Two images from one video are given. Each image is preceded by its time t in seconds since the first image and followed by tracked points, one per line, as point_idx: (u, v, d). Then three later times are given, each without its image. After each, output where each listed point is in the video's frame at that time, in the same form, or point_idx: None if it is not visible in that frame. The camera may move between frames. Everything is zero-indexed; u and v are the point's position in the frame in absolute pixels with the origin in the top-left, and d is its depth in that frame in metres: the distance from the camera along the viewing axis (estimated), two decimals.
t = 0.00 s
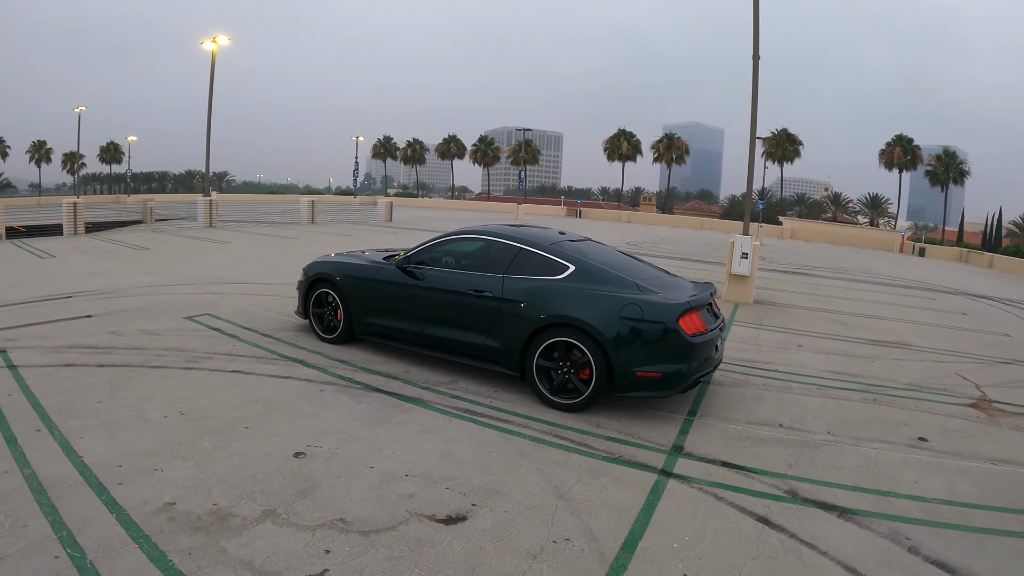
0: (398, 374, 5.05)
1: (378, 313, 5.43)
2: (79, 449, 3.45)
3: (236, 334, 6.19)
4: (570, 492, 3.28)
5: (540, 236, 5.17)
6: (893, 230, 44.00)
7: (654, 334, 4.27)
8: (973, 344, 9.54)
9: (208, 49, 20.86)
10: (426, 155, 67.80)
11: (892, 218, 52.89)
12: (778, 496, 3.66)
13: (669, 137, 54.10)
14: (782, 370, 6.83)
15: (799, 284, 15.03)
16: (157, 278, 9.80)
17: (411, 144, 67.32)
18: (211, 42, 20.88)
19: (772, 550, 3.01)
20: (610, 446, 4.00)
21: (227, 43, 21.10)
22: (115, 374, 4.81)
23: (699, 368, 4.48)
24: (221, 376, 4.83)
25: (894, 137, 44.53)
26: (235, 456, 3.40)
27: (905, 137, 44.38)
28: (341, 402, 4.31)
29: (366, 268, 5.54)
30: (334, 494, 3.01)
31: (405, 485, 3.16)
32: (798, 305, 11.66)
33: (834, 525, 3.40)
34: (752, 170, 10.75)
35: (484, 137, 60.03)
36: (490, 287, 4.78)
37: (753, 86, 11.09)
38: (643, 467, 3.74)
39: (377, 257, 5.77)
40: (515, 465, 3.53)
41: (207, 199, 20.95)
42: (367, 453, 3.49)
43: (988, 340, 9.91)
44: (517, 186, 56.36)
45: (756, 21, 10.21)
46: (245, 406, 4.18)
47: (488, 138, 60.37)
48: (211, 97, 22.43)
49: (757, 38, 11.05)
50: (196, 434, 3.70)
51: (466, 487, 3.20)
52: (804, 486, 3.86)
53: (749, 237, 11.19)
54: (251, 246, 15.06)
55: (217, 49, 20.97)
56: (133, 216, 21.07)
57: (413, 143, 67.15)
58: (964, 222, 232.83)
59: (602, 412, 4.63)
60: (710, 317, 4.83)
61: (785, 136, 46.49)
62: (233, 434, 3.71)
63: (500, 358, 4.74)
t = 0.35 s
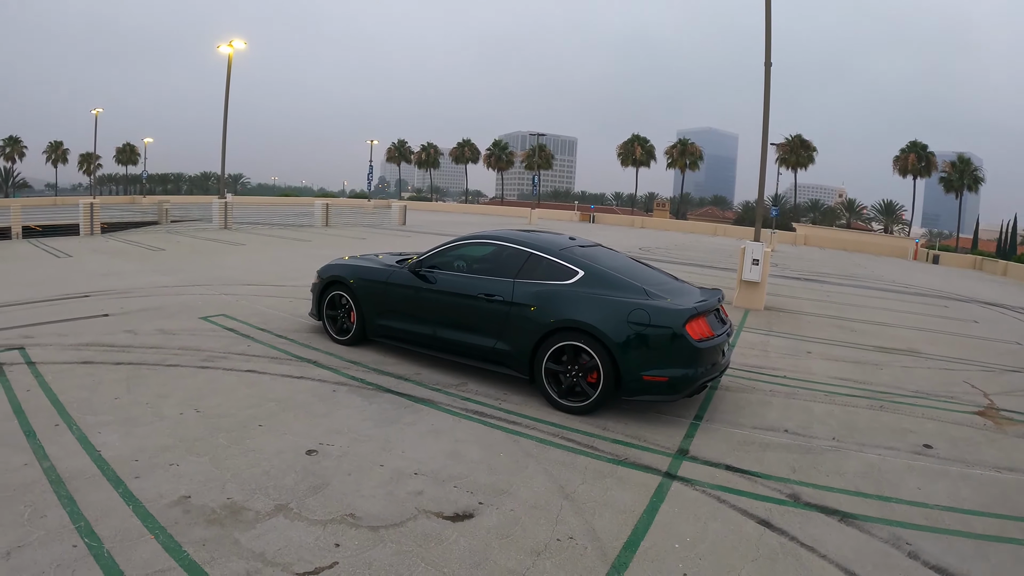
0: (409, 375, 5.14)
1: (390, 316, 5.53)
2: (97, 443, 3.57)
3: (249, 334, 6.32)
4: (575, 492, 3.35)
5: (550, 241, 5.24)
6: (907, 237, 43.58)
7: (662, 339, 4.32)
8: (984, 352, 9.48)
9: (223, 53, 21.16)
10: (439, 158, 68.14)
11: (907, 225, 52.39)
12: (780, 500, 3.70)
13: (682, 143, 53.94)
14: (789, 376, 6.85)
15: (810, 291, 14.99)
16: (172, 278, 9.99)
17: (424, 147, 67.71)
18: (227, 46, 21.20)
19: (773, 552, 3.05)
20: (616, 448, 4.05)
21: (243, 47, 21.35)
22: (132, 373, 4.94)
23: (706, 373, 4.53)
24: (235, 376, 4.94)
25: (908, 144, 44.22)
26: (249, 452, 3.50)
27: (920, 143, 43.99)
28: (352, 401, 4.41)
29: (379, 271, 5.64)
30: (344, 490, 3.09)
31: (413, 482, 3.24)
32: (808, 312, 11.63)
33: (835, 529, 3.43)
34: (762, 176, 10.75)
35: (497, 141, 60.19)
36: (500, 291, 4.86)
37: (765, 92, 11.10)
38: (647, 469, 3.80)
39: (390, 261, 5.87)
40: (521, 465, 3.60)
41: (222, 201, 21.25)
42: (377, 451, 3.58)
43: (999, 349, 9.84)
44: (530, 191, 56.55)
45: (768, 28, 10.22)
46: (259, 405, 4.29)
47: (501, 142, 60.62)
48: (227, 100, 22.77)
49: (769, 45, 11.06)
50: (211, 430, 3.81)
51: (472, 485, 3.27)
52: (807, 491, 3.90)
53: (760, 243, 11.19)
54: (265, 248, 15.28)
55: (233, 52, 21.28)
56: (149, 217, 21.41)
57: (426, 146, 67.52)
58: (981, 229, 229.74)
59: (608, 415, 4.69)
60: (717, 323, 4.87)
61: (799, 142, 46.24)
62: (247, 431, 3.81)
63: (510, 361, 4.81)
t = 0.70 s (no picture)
0: (408, 375, 5.20)
1: (391, 317, 5.60)
2: (99, 437, 3.65)
3: (252, 333, 6.40)
4: (566, 493, 3.39)
5: (549, 245, 5.29)
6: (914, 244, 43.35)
7: (658, 343, 4.35)
8: (988, 360, 9.45)
9: (233, 54, 21.39)
10: (447, 161, 68.39)
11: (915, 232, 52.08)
12: (772, 505, 3.72)
13: (689, 148, 53.89)
14: (789, 382, 6.86)
15: (815, 297, 14.96)
16: (179, 277, 10.12)
17: (431, 150, 67.99)
18: (236, 48, 21.41)
19: (761, 556, 3.08)
20: (610, 451, 4.09)
21: (251, 49, 21.57)
22: (135, 369, 5.03)
23: (702, 377, 4.56)
24: (236, 373, 5.02)
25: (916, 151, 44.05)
26: (247, 448, 3.56)
27: (928, 150, 43.84)
28: (350, 400, 4.47)
29: (381, 272, 5.71)
30: (339, 487, 3.15)
31: (407, 480, 3.29)
32: (811, 318, 11.61)
33: (826, 534, 3.46)
34: (766, 181, 10.77)
35: (505, 144, 60.30)
36: (499, 294, 4.91)
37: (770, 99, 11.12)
38: (640, 472, 3.83)
39: (391, 262, 5.94)
40: (514, 465, 3.65)
41: (229, 201, 21.45)
42: (373, 449, 3.64)
43: (1003, 357, 9.79)
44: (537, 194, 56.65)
45: (773, 34, 10.24)
46: (259, 402, 4.36)
47: (509, 145, 60.79)
48: (236, 102, 23.01)
49: (774, 51, 11.08)
50: (211, 426, 3.88)
51: (465, 484, 3.32)
52: (800, 497, 3.91)
53: (764, 249, 11.19)
54: (271, 248, 15.43)
55: (242, 54, 21.48)
56: (157, 217, 21.64)
57: (434, 149, 67.79)
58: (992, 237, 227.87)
59: (604, 418, 4.72)
60: (714, 328, 4.91)
61: (806, 148, 46.11)
62: (246, 428, 3.87)
63: (507, 363, 4.86)
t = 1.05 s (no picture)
0: (393, 372, 5.28)
1: (377, 314, 5.68)
2: (86, 428, 3.73)
3: (242, 331, 6.49)
4: (539, 485, 3.47)
5: (531, 242, 5.37)
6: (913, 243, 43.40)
7: (634, 338, 4.42)
8: (978, 357, 9.49)
9: (229, 55, 21.49)
10: (446, 162, 68.45)
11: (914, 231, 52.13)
12: (745, 498, 3.78)
13: (687, 147, 53.88)
14: (774, 379, 6.93)
15: (809, 295, 15.00)
16: (174, 277, 10.21)
17: (431, 150, 68.08)
18: (232, 49, 21.50)
19: (730, 548, 3.14)
20: (586, 445, 4.17)
21: (248, 50, 21.65)
22: (125, 365, 5.11)
23: (679, 372, 4.63)
24: (224, 369, 5.10)
25: (916, 149, 43.99)
26: (228, 440, 3.65)
27: (926, 149, 43.84)
28: (334, 395, 4.55)
29: (367, 270, 5.79)
30: (316, 478, 3.23)
31: (383, 472, 3.37)
32: (804, 316, 11.67)
33: (795, 524, 3.53)
34: (756, 180, 10.83)
35: (504, 144, 60.38)
36: (480, 290, 4.99)
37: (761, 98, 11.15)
38: (614, 466, 3.91)
39: (378, 261, 6.02)
40: (490, 458, 3.73)
41: (226, 201, 21.54)
42: (352, 442, 3.72)
43: (994, 354, 9.84)
44: (536, 195, 56.78)
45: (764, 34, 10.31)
46: (244, 397, 4.44)
47: (508, 146, 60.85)
48: (232, 103, 23.10)
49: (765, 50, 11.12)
50: (196, 419, 3.96)
51: (440, 476, 3.40)
52: (774, 491, 3.96)
53: (755, 247, 11.24)
54: (267, 248, 15.51)
55: (239, 55, 21.58)
56: (155, 217, 21.76)
57: (433, 150, 67.82)
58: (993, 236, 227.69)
59: (584, 413, 4.80)
60: (693, 323, 4.98)
61: (805, 147, 46.15)
62: (230, 420, 3.95)
63: (489, 359, 4.94)
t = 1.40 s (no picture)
0: (380, 370, 5.34)
1: (364, 313, 5.74)
2: (75, 425, 3.80)
3: (233, 330, 6.55)
4: (517, 481, 3.52)
5: (516, 241, 5.43)
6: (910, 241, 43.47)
7: (616, 335, 4.48)
8: (969, 355, 9.55)
9: (225, 56, 21.52)
10: (444, 162, 68.49)
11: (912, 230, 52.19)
12: (722, 494, 3.82)
13: (685, 147, 53.90)
14: (762, 377, 6.98)
15: (803, 294, 15.06)
16: (168, 277, 10.27)
17: (430, 150, 68.11)
18: (228, 50, 21.54)
19: (702, 543, 3.19)
20: (567, 442, 4.22)
21: (244, 50, 21.67)
22: (116, 363, 5.17)
23: (660, 370, 4.68)
24: (213, 367, 5.16)
25: (914, 148, 43.94)
26: (214, 436, 3.71)
27: (924, 148, 43.92)
28: (320, 393, 4.61)
29: (355, 269, 5.85)
30: (297, 473, 3.30)
31: (364, 468, 3.42)
32: (796, 315, 11.72)
33: (771, 518, 3.59)
34: (748, 180, 10.89)
35: (502, 144, 60.42)
36: (465, 289, 5.05)
37: (754, 97, 11.15)
38: (593, 462, 3.97)
39: (366, 260, 6.07)
40: (471, 454, 3.78)
41: (223, 202, 21.59)
42: (335, 438, 3.78)
43: (984, 352, 9.89)
44: (534, 195, 56.84)
45: (755, 34, 10.36)
46: (231, 394, 4.51)
47: (507, 145, 60.94)
48: (229, 104, 23.14)
49: (756, 50, 11.16)
50: (183, 416, 4.02)
51: (420, 472, 3.46)
52: (752, 487, 3.98)
53: (747, 245, 11.29)
54: (263, 248, 15.56)
55: (235, 56, 21.62)
56: (151, 218, 21.82)
57: (432, 150, 67.83)
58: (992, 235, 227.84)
59: (568, 411, 4.87)
60: (676, 321, 5.03)
61: (802, 146, 46.22)
62: (217, 417, 4.02)
63: (473, 357, 5.00)
